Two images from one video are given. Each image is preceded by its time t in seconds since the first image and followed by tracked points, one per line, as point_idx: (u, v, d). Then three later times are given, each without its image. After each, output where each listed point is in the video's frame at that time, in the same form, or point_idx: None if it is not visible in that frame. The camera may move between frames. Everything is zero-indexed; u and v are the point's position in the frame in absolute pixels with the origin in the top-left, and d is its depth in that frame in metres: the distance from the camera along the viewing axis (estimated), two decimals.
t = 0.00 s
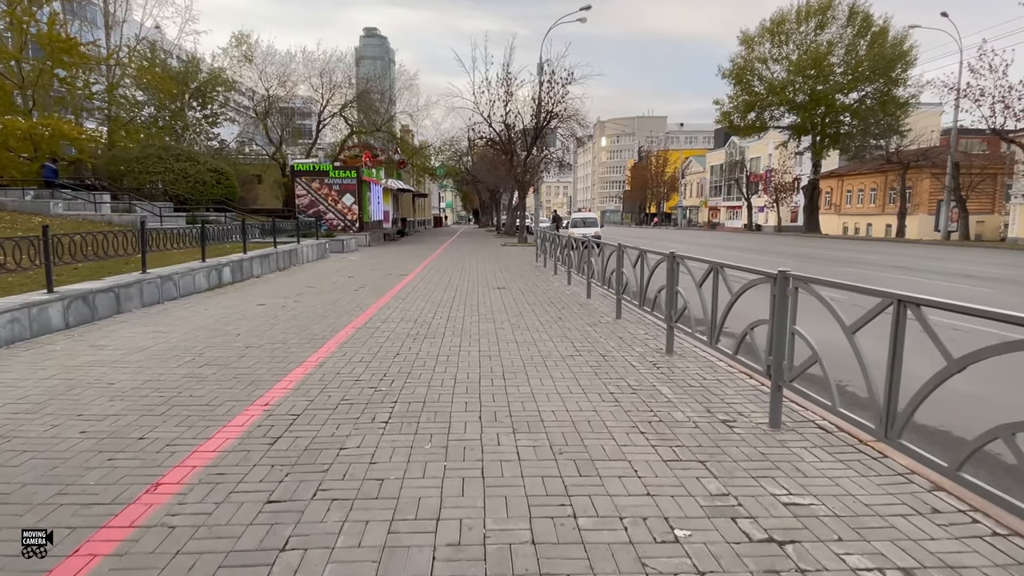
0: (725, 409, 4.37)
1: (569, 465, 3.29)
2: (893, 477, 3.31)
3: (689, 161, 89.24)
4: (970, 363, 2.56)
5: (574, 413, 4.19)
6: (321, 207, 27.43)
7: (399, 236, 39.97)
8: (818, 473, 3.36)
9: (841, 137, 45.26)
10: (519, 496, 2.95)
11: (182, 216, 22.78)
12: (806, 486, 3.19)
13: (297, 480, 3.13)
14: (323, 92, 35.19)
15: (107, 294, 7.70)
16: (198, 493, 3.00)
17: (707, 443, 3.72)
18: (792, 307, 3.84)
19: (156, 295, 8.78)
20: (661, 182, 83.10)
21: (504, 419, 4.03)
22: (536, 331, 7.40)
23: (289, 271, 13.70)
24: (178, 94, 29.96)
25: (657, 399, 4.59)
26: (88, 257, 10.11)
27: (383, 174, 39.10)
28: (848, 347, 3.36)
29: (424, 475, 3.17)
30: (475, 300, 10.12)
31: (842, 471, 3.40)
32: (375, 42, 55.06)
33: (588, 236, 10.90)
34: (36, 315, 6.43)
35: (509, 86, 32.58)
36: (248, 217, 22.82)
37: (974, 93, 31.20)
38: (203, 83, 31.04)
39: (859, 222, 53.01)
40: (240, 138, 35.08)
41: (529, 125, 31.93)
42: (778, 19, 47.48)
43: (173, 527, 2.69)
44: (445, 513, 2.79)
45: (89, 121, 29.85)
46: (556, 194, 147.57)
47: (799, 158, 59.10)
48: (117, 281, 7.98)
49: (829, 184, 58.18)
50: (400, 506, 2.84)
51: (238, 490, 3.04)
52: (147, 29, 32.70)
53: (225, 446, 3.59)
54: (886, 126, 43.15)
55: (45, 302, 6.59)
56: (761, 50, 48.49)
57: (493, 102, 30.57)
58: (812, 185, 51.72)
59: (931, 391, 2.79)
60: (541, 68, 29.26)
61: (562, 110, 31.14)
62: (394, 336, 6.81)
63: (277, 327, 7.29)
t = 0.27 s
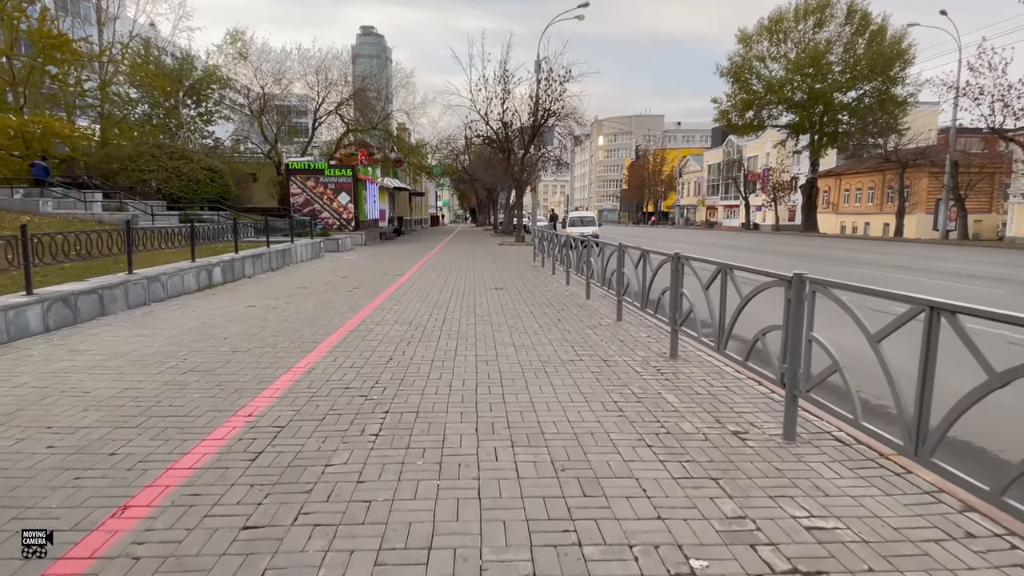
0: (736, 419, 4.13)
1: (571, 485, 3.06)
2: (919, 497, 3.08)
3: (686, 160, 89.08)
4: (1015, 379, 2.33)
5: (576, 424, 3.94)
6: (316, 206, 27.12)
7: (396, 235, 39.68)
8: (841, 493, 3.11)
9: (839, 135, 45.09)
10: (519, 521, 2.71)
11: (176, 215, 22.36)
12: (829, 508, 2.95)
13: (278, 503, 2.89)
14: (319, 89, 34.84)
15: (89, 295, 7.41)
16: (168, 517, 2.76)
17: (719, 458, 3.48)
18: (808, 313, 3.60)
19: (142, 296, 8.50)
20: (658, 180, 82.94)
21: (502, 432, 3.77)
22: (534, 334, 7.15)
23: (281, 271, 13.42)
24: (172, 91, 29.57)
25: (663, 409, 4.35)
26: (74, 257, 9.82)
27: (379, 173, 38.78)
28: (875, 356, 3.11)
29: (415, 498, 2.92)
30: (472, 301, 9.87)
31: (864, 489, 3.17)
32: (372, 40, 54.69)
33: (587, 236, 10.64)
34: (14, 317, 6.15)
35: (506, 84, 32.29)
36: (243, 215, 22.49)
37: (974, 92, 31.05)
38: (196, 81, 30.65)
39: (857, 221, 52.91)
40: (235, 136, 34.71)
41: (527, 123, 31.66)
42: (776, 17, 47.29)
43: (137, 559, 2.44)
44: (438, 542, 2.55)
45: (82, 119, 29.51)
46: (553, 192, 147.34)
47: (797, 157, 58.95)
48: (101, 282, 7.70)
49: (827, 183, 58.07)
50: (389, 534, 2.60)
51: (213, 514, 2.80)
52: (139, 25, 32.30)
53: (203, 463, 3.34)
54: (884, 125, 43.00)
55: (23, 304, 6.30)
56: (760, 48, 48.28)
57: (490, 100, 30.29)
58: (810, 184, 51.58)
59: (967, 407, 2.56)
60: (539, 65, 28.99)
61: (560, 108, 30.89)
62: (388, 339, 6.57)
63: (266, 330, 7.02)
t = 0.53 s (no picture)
0: (752, 431, 3.87)
1: (581, 509, 2.80)
2: (959, 520, 2.83)
3: (684, 158, 88.85)
4: None
5: (584, 438, 3.68)
6: (312, 204, 26.81)
7: (393, 234, 39.36)
8: (875, 516, 2.86)
9: (838, 134, 44.85)
10: (524, 551, 2.45)
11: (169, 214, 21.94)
12: (862, 534, 2.70)
13: (258, 532, 2.61)
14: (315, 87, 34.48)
15: (72, 296, 7.12)
16: (135, 549, 2.49)
17: (739, 476, 3.22)
18: (834, 318, 3.36)
19: (129, 297, 8.21)
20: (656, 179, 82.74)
21: (505, 448, 3.49)
22: (535, 337, 6.88)
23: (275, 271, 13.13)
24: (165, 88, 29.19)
25: (673, 419, 4.09)
26: (59, 256, 9.52)
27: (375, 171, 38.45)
28: (910, 367, 2.87)
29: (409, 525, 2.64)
30: (470, 302, 9.60)
31: (897, 512, 2.91)
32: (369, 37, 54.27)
33: (588, 235, 10.38)
34: None
35: (504, 81, 31.98)
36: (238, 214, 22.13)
37: (975, 90, 30.85)
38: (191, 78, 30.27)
39: (855, 220, 52.78)
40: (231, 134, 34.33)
41: (525, 121, 31.38)
42: (775, 15, 47.07)
43: None
44: None
45: (75, 116, 29.13)
46: (551, 191, 147.10)
47: (796, 156, 58.75)
48: (84, 283, 7.41)
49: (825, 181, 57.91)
50: (380, 567, 2.33)
51: (187, 543, 2.53)
52: (133, 21, 31.88)
53: (179, 483, 3.07)
54: (883, 123, 42.84)
55: None
56: (758, 46, 48.04)
57: (488, 98, 30.00)
58: (809, 182, 51.40)
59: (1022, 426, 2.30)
60: (537, 63, 28.66)
61: (558, 107, 30.61)
62: (383, 343, 6.30)
63: (257, 333, 6.75)
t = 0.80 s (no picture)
0: (771, 447, 3.64)
1: (592, 539, 2.56)
2: (1003, 549, 2.59)
3: (683, 157, 88.62)
4: None
5: (593, 455, 3.43)
6: (308, 203, 26.53)
7: (390, 233, 39.08)
8: (913, 546, 2.62)
9: (837, 132, 44.61)
10: None
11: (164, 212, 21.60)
12: (900, 567, 2.47)
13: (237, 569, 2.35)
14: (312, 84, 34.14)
15: (56, 299, 6.85)
16: None
17: (761, 499, 2.98)
18: (861, 328, 3.13)
19: (117, 299, 7.96)
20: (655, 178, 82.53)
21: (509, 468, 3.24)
22: (537, 341, 6.64)
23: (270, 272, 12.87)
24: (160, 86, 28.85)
25: (685, 432, 3.86)
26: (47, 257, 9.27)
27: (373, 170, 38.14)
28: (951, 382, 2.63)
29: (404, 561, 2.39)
30: (469, 304, 9.36)
31: (935, 540, 2.68)
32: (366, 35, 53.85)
33: (589, 235, 10.13)
34: None
35: (502, 79, 31.69)
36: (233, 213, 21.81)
37: (976, 89, 30.66)
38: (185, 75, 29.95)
39: (854, 219, 52.62)
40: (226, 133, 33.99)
41: (524, 119, 31.10)
42: (775, 13, 46.81)
43: None
44: None
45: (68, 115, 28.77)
46: (549, 190, 146.87)
47: (795, 154, 58.60)
48: (70, 286, 7.15)
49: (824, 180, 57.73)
50: None
51: None
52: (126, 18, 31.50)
53: (155, 508, 2.83)
54: (883, 122, 42.64)
55: None
56: (758, 44, 47.77)
57: (486, 95, 29.72)
58: (808, 181, 51.20)
59: None
60: (536, 60, 28.38)
61: (557, 105, 30.34)
62: (379, 348, 6.05)
63: (248, 338, 6.49)
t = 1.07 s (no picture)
0: (791, 460, 3.39)
1: (606, 568, 2.32)
2: None
3: (682, 156, 88.38)
4: None
5: (602, 471, 3.17)
6: (305, 201, 26.25)
7: (388, 231, 38.77)
8: None
9: (839, 131, 44.34)
10: None
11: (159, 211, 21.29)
12: None
13: None
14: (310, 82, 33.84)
15: (40, 299, 6.59)
16: None
17: (787, 520, 2.73)
18: (894, 333, 2.88)
19: (105, 299, 7.71)
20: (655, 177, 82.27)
21: (513, 486, 2.97)
22: (538, 343, 6.40)
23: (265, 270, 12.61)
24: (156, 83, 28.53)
25: (698, 444, 3.60)
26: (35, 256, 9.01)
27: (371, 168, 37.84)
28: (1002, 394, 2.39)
29: None
30: (468, 305, 9.12)
31: (982, 568, 2.43)
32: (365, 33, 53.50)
33: (591, 234, 9.89)
34: None
35: (502, 76, 31.42)
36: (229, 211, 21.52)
37: (979, 86, 30.42)
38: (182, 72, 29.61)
39: (855, 218, 52.39)
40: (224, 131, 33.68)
41: (523, 116, 30.85)
42: (776, 11, 46.54)
43: None
44: None
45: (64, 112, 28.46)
46: (548, 188, 146.56)
47: (795, 153, 58.38)
48: (56, 285, 6.91)
49: (825, 179, 57.51)
50: None
51: None
52: (122, 14, 31.15)
53: (124, 532, 2.58)
54: (885, 121, 42.40)
55: None
56: (759, 42, 47.48)
57: (486, 93, 29.46)
58: (809, 180, 50.95)
59: None
60: (536, 57, 28.14)
61: (557, 102, 30.10)
62: (374, 352, 5.80)
63: (238, 340, 6.25)
